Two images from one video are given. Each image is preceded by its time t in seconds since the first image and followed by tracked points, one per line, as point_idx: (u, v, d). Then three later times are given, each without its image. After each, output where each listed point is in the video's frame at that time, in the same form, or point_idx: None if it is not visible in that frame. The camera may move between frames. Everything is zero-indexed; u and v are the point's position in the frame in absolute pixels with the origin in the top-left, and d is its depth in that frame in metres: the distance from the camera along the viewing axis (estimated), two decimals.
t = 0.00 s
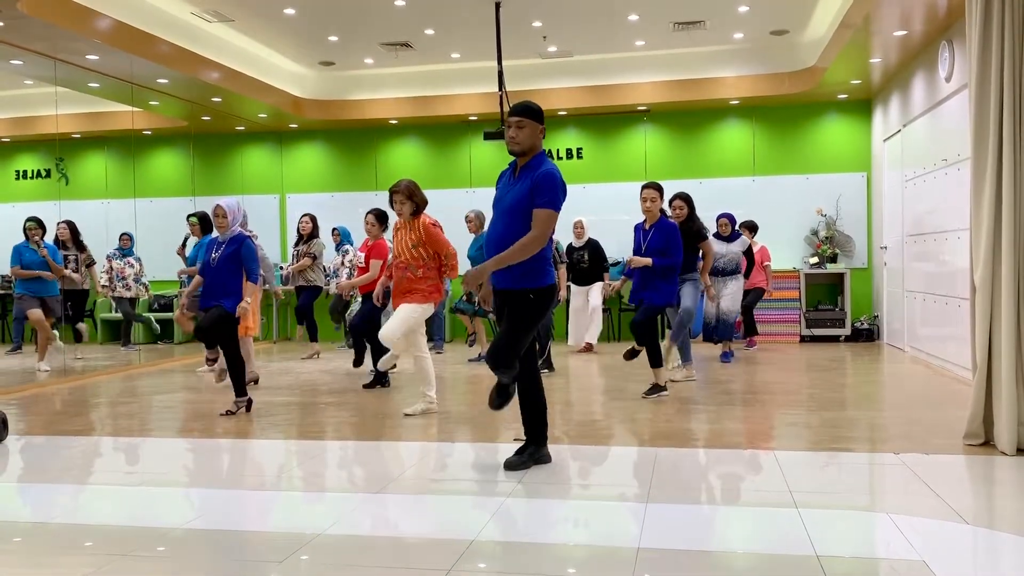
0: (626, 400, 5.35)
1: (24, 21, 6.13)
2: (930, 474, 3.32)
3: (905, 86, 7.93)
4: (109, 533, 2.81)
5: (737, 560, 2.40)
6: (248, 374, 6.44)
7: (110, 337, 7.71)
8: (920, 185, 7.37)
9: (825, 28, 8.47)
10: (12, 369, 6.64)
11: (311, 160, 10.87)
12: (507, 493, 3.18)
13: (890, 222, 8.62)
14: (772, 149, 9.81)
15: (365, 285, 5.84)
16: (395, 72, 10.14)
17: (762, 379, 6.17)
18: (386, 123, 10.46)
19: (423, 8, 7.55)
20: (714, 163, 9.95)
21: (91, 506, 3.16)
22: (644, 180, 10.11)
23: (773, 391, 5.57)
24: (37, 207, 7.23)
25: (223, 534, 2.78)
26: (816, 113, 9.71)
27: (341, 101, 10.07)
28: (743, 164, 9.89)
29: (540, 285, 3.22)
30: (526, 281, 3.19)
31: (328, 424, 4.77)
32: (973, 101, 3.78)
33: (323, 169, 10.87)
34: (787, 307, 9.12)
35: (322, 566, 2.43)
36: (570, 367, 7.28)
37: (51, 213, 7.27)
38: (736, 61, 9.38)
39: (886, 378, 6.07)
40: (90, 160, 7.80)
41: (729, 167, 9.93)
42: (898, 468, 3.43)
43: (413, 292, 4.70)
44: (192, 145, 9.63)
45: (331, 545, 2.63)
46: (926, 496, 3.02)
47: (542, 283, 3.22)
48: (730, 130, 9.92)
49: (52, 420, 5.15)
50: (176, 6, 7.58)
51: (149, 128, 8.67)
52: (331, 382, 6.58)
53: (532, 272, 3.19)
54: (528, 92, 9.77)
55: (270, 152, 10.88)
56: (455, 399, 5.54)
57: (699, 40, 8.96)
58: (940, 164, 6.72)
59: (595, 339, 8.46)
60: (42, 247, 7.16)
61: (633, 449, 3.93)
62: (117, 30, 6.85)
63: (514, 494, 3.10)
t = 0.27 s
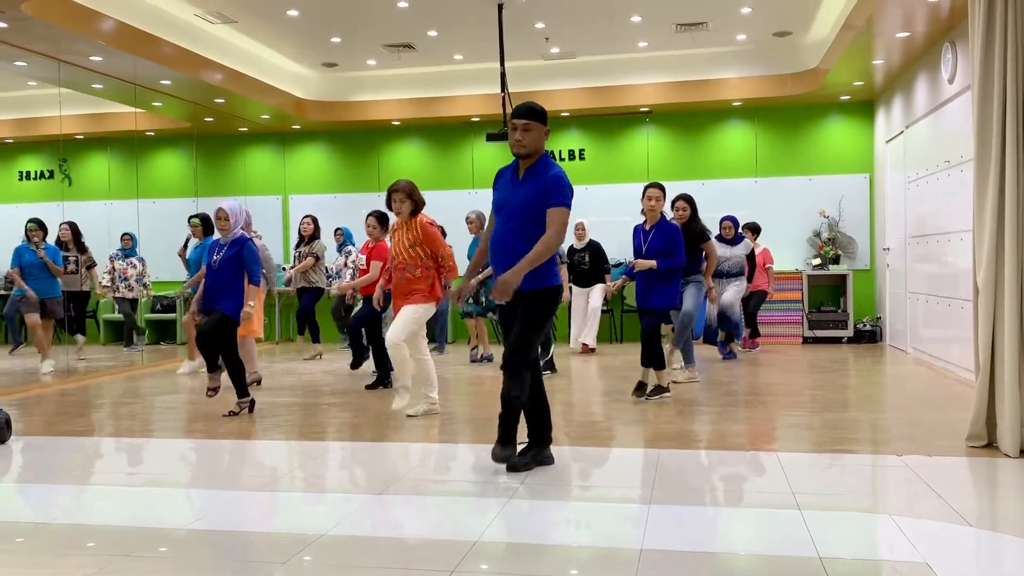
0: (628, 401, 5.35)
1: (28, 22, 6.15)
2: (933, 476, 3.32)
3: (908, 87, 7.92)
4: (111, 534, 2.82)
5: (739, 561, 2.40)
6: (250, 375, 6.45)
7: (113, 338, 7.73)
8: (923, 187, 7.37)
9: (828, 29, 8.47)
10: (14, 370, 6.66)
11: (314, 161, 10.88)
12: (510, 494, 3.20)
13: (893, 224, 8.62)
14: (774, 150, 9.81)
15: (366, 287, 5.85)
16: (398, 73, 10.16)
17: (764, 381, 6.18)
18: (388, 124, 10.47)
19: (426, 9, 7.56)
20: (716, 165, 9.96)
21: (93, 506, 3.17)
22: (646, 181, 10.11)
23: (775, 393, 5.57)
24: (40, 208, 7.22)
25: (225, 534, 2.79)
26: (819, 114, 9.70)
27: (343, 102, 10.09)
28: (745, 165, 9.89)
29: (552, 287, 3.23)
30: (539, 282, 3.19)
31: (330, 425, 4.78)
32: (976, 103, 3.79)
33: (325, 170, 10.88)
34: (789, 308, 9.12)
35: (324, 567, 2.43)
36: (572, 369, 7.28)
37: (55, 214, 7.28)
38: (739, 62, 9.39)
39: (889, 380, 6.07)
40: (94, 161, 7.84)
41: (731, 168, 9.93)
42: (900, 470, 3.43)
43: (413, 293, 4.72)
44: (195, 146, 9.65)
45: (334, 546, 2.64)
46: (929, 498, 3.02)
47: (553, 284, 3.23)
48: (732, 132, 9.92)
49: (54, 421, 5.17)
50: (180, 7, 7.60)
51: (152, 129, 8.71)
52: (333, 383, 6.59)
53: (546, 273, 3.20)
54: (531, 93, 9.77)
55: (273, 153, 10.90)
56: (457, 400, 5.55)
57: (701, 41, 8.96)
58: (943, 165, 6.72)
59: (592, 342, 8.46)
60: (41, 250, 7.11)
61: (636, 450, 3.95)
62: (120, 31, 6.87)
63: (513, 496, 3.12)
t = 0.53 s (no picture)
0: (630, 402, 5.35)
1: (31, 22, 6.16)
2: (935, 477, 3.31)
3: (911, 88, 7.92)
4: (112, 533, 2.82)
5: (740, 561, 2.40)
6: (254, 375, 6.46)
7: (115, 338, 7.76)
8: (926, 188, 7.36)
9: (830, 30, 8.46)
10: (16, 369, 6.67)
11: (317, 161, 10.89)
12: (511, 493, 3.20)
13: (896, 224, 8.61)
14: (777, 150, 9.81)
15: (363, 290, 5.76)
16: (402, 73, 10.17)
17: (766, 381, 6.17)
18: (391, 124, 10.48)
19: (429, 9, 7.56)
20: (719, 165, 9.95)
21: (94, 505, 3.18)
22: (649, 182, 10.11)
23: (777, 393, 5.57)
24: (44, 208, 7.23)
25: (226, 533, 2.79)
26: (821, 114, 9.70)
27: (346, 102, 10.10)
28: (748, 165, 9.89)
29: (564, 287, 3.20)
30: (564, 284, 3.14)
31: (331, 425, 4.78)
32: (978, 103, 3.78)
33: (328, 170, 10.89)
34: (792, 309, 9.11)
35: (325, 567, 2.44)
36: (574, 369, 7.28)
37: (58, 212, 7.32)
38: (741, 62, 9.38)
39: (891, 381, 6.06)
40: (97, 160, 7.86)
41: (733, 168, 9.93)
42: (902, 470, 3.43)
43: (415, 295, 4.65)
44: (198, 146, 9.67)
45: (336, 545, 2.64)
46: (931, 498, 3.02)
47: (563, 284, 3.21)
48: (735, 132, 9.91)
49: (56, 420, 5.18)
50: (183, 7, 7.62)
51: (155, 128, 8.74)
52: (335, 383, 6.60)
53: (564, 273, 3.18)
54: (533, 93, 9.78)
55: (276, 153, 10.91)
56: (459, 400, 5.55)
57: (704, 41, 8.96)
58: (945, 166, 6.71)
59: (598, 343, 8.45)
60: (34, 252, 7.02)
61: (638, 449, 3.96)
62: (124, 31, 6.88)
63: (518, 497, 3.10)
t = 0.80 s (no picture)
0: (630, 401, 5.36)
1: (33, 21, 6.16)
2: (935, 476, 3.32)
3: (912, 88, 7.92)
4: (113, 531, 2.83)
5: (742, 560, 2.41)
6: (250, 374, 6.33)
7: (116, 336, 7.83)
8: (927, 188, 7.36)
9: (831, 29, 8.47)
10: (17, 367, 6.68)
11: (317, 160, 10.89)
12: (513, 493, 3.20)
13: (896, 223, 8.61)
14: (777, 150, 9.81)
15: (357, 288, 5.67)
16: (403, 72, 10.17)
17: (766, 381, 6.17)
18: (392, 123, 10.49)
19: (430, 9, 7.56)
20: (719, 165, 9.96)
21: (95, 503, 3.18)
22: (649, 181, 10.11)
23: (778, 393, 5.57)
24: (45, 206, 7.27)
25: (226, 532, 2.80)
26: (822, 114, 9.70)
27: (347, 101, 10.10)
28: (749, 165, 9.89)
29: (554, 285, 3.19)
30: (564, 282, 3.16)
31: (332, 423, 4.79)
32: (979, 103, 3.78)
33: (329, 169, 10.90)
34: (793, 309, 9.11)
35: (326, 565, 2.44)
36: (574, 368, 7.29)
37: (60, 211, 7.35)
38: (742, 62, 9.38)
39: (891, 380, 6.07)
40: (99, 159, 7.91)
41: (734, 168, 9.93)
42: (902, 470, 3.43)
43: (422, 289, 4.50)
44: (199, 145, 9.67)
45: (336, 543, 2.65)
46: (931, 498, 3.02)
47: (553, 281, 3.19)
48: (735, 132, 9.92)
49: (57, 418, 5.19)
50: (184, 6, 7.62)
51: (156, 127, 8.75)
52: (336, 382, 6.61)
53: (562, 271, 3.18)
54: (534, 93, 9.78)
55: (277, 152, 10.92)
56: (460, 399, 5.56)
57: (705, 41, 8.96)
58: (946, 166, 6.72)
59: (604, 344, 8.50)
60: (6, 248, 6.74)
61: (639, 448, 3.97)
62: (125, 30, 6.89)
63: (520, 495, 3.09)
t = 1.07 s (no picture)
0: (630, 400, 5.36)
1: (32, 19, 6.16)
2: (934, 475, 3.32)
3: (911, 87, 7.93)
4: (113, 529, 2.83)
5: (740, 559, 2.41)
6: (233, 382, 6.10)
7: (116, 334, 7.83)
8: (926, 186, 7.36)
9: (831, 28, 8.46)
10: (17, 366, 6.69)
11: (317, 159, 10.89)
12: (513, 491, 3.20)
13: (896, 222, 8.61)
14: (777, 149, 9.81)
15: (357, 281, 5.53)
16: (403, 71, 10.17)
17: (766, 380, 6.17)
18: (391, 122, 10.48)
19: (430, 7, 7.56)
20: (719, 163, 9.96)
21: (94, 502, 3.18)
22: (649, 180, 10.12)
23: (778, 392, 5.58)
24: (43, 207, 7.21)
25: (227, 530, 2.81)
26: (821, 113, 9.70)
27: (346, 100, 10.09)
28: (748, 164, 9.89)
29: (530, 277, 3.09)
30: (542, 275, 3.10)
31: (332, 422, 4.80)
32: (978, 102, 3.79)
33: (329, 167, 10.89)
34: (792, 307, 9.11)
35: (325, 563, 2.44)
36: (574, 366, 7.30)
37: (60, 211, 7.31)
38: (742, 61, 9.38)
39: (890, 379, 6.07)
40: (97, 158, 7.89)
41: (733, 167, 9.93)
42: (901, 468, 3.44)
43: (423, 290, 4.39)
44: (199, 143, 9.66)
45: (336, 542, 2.65)
46: (930, 496, 3.03)
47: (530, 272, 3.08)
48: (735, 130, 9.92)
49: (57, 416, 5.19)
50: (183, 5, 7.61)
51: (155, 126, 8.74)
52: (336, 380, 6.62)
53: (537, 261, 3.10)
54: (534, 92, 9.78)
55: (276, 150, 10.91)
56: (460, 398, 5.56)
57: (704, 40, 8.96)
58: (945, 165, 6.72)
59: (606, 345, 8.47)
60: None
61: (638, 446, 3.97)
62: (124, 29, 6.88)
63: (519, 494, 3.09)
